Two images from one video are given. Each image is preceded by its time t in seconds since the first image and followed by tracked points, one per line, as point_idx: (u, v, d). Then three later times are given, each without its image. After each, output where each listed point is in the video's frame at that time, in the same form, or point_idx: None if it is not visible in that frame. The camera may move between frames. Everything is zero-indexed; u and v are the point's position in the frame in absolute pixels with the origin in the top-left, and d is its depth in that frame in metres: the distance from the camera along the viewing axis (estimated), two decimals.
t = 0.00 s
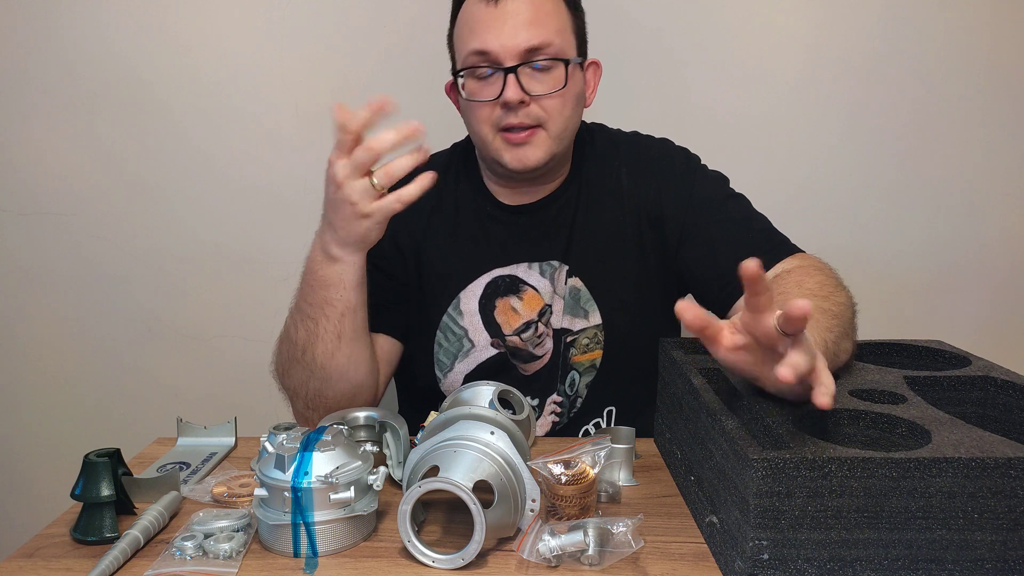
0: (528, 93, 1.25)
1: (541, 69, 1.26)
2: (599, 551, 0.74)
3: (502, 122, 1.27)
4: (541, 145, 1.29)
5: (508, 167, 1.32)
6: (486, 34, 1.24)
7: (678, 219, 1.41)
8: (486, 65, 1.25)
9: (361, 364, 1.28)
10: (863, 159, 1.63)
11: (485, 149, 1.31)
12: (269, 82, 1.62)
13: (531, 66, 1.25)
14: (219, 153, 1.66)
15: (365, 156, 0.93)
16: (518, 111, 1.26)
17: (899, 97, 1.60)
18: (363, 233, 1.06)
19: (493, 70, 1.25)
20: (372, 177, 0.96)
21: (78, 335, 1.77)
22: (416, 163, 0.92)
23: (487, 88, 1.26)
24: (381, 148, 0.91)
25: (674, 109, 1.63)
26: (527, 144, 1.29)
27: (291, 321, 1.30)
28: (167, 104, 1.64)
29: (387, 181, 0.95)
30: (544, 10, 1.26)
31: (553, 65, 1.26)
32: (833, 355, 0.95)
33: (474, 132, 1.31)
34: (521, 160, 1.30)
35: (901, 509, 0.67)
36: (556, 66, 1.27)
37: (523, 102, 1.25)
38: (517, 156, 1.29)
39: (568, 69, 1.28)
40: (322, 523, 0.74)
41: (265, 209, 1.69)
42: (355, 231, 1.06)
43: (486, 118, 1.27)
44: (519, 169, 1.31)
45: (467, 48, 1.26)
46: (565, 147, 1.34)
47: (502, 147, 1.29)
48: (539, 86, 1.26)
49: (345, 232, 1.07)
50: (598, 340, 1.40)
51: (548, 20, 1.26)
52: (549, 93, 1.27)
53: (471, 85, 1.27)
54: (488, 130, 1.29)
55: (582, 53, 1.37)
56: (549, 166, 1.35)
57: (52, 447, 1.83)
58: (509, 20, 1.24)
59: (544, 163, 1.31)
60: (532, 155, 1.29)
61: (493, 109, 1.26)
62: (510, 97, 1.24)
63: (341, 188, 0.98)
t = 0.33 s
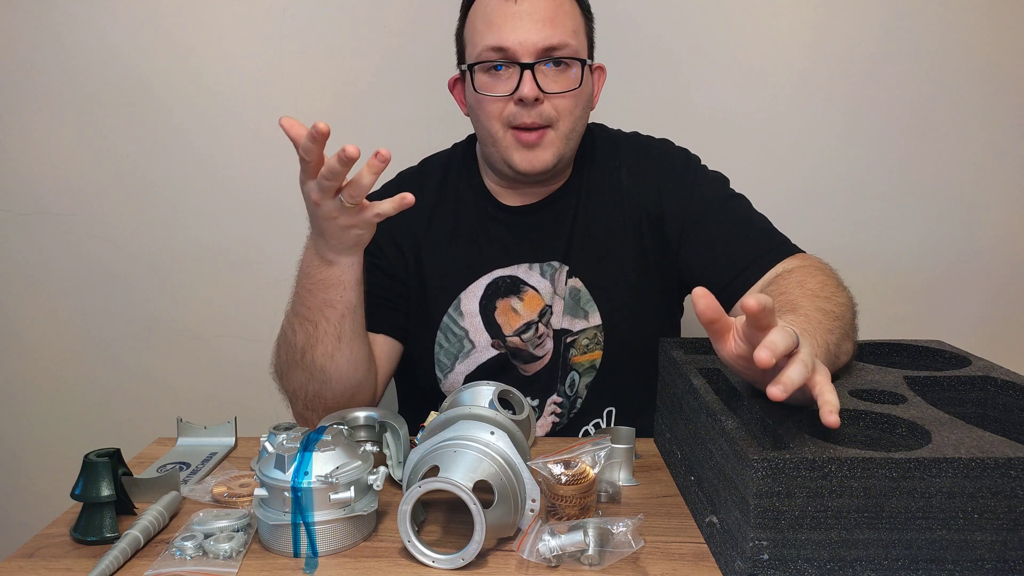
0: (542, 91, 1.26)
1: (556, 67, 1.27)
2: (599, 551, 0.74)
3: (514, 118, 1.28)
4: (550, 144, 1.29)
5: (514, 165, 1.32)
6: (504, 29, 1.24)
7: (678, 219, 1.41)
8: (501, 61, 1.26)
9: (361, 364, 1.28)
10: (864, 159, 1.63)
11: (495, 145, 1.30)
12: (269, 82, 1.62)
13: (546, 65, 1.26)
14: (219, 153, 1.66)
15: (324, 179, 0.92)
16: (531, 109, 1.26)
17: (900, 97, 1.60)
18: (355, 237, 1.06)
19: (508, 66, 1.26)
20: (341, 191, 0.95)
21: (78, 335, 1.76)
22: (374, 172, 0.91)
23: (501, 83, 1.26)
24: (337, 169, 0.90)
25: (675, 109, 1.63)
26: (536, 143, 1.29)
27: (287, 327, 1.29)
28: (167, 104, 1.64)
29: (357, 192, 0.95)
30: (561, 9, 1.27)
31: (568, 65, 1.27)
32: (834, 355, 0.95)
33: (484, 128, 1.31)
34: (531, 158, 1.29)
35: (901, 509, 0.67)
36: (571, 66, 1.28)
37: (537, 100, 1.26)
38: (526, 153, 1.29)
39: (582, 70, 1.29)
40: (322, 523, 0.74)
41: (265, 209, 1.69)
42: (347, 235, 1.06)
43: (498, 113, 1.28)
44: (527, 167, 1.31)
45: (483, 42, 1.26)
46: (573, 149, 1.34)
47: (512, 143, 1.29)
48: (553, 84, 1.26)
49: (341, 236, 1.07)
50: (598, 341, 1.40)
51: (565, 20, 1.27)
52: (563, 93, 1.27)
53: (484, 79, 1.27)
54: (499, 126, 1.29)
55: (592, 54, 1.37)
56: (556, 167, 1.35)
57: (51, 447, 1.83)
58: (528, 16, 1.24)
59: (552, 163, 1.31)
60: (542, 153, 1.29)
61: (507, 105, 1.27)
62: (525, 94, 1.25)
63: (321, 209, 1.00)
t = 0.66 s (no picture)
0: (541, 94, 1.26)
1: (556, 70, 1.27)
2: (599, 551, 0.74)
3: (513, 121, 1.28)
4: (550, 145, 1.29)
5: (515, 167, 1.32)
6: (503, 32, 1.24)
7: (678, 219, 1.41)
8: (501, 64, 1.26)
9: (360, 367, 1.28)
10: (864, 158, 1.63)
11: (494, 147, 1.30)
12: (270, 82, 1.62)
13: (545, 68, 1.26)
14: (220, 153, 1.66)
15: (323, 151, 0.94)
16: (530, 111, 1.27)
17: (900, 97, 1.60)
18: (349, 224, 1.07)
19: (507, 69, 1.26)
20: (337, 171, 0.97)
21: (78, 335, 1.76)
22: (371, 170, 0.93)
23: (501, 86, 1.27)
24: (340, 139, 0.93)
25: (675, 109, 1.63)
26: (536, 145, 1.29)
27: (290, 325, 1.30)
28: (168, 104, 1.64)
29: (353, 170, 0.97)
30: (560, 12, 1.26)
31: (567, 67, 1.27)
32: (834, 355, 0.95)
33: (482, 131, 1.31)
34: (530, 160, 1.29)
35: (901, 509, 0.66)
36: (570, 69, 1.28)
37: (537, 103, 1.26)
38: (525, 155, 1.29)
39: (582, 73, 1.29)
40: (322, 523, 0.74)
41: (265, 209, 1.69)
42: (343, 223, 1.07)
43: (497, 116, 1.28)
44: (526, 170, 1.31)
45: (482, 45, 1.26)
46: (572, 150, 1.34)
47: (511, 146, 1.29)
48: (552, 87, 1.27)
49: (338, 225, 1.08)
50: (598, 342, 1.40)
51: (564, 22, 1.26)
52: (562, 96, 1.27)
53: (483, 82, 1.27)
54: (498, 129, 1.29)
55: (591, 55, 1.37)
56: (555, 169, 1.35)
57: (51, 447, 1.83)
58: (527, 19, 1.24)
59: (551, 165, 1.31)
60: (541, 156, 1.29)
61: (506, 108, 1.27)
62: (524, 97, 1.25)
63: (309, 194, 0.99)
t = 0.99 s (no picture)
0: (538, 97, 1.25)
1: (553, 72, 1.26)
2: (599, 551, 0.74)
3: (511, 123, 1.28)
4: (547, 147, 1.29)
5: (512, 169, 1.32)
6: (500, 35, 1.24)
7: (677, 219, 1.41)
8: (498, 67, 1.26)
9: (363, 362, 1.27)
10: (864, 159, 1.63)
11: (492, 149, 1.30)
12: (269, 82, 1.62)
13: (543, 70, 1.26)
14: (220, 154, 1.66)
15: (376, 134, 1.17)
16: (527, 114, 1.26)
17: (900, 97, 1.60)
18: (356, 194, 1.20)
19: (505, 71, 1.26)
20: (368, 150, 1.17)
21: (79, 335, 1.76)
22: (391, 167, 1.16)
23: (498, 88, 1.27)
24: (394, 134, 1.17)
25: (675, 110, 1.63)
26: (533, 147, 1.29)
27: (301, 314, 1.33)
28: (167, 104, 1.64)
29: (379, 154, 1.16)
30: (558, 14, 1.26)
31: (565, 70, 1.27)
32: (834, 355, 0.95)
33: (480, 133, 1.31)
34: (528, 162, 1.29)
35: (901, 509, 0.67)
36: (568, 71, 1.27)
37: (534, 105, 1.26)
38: (523, 157, 1.29)
39: (579, 75, 1.29)
40: (322, 523, 0.74)
41: (265, 209, 1.69)
42: (350, 191, 1.20)
43: (495, 119, 1.28)
44: (524, 171, 1.30)
45: (479, 47, 1.26)
46: (570, 152, 1.34)
47: (508, 148, 1.29)
48: (549, 89, 1.26)
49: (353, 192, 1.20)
50: (597, 342, 1.40)
51: (562, 25, 1.26)
52: (560, 98, 1.27)
53: (481, 85, 1.28)
54: (495, 131, 1.29)
55: (589, 57, 1.37)
56: (553, 171, 1.35)
57: (52, 447, 1.83)
58: (525, 22, 1.24)
59: (549, 167, 1.31)
60: (539, 158, 1.29)
61: (503, 110, 1.27)
62: (522, 99, 1.25)
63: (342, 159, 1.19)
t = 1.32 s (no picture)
0: (535, 99, 1.25)
1: (550, 75, 1.26)
2: (599, 551, 0.74)
3: (508, 126, 1.28)
4: (545, 150, 1.29)
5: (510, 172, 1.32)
6: (496, 38, 1.24)
7: (677, 219, 1.41)
8: (494, 70, 1.26)
9: (364, 362, 1.28)
10: (864, 159, 1.63)
11: (489, 153, 1.31)
12: (269, 82, 1.62)
13: (539, 73, 1.26)
14: (220, 154, 1.66)
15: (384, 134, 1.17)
16: (525, 117, 1.26)
17: (900, 98, 1.60)
18: (359, 194, 1.20)
19: (501, 74, 1.26)
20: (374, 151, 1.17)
21: (78, 335, 1.76)
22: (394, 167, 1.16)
23: (494, 91, 1.26)
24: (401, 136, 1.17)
25: (675, 110, 1.63)
26: (531, 150, 1.29)
27: (302, 313, 1.33)
28: (167, 104, 1.63)
29: (384, 155, 1.16)
30: (554, 16, 1.26)
31: (561, 72, 1.27)
32: (834, 355, 0.95)
33: (477, 136, 1.32)
34: (525, 166, 1.29)
35: (901, 509, 0.67)
36: (564, 74, 1.27)
37: (531, 108, 1.26)
38: (520, 160, 1.29)
39: (576, 77, 1.28)
40: (322, 523, 0.74)
41: (265, 209, 1.69)
42: (353, 190, 1.19)
43: (491, 122, 1.28)
44: (522, 175, 1.31)
45: (476, 51, 1.26)
46: (568, 154, 1.34)
47: (506, 151, 1.29)
48: (546, 92, 1.26)
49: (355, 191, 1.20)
50: (597, 343, 1.40)
51: (558, 27, 1.26)
52: (557, 100, 1.27)
53: (477, 88, 1.27)
54: (493, 134, 1.29)
55: (587, 58, 1.37)
56: (551, 173, 1.35)
57: (51, 447, 1.83)
58: (521, 25, 1.24)
59: (547, 170, 1.31)
60: (536, 161, 1.29)
61: (500, 114, 1.27)
62: (518, 103, 1.25)
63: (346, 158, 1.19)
